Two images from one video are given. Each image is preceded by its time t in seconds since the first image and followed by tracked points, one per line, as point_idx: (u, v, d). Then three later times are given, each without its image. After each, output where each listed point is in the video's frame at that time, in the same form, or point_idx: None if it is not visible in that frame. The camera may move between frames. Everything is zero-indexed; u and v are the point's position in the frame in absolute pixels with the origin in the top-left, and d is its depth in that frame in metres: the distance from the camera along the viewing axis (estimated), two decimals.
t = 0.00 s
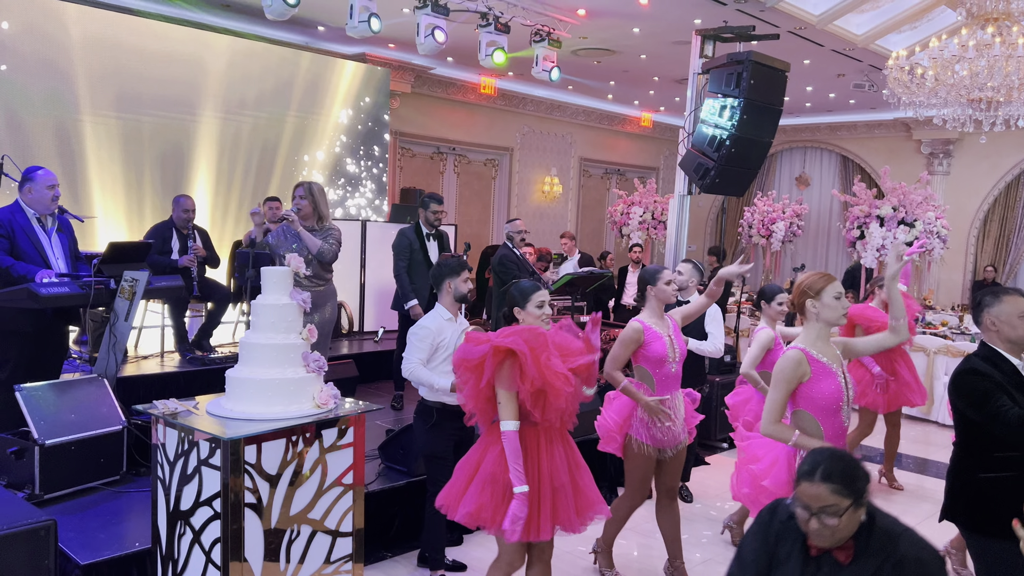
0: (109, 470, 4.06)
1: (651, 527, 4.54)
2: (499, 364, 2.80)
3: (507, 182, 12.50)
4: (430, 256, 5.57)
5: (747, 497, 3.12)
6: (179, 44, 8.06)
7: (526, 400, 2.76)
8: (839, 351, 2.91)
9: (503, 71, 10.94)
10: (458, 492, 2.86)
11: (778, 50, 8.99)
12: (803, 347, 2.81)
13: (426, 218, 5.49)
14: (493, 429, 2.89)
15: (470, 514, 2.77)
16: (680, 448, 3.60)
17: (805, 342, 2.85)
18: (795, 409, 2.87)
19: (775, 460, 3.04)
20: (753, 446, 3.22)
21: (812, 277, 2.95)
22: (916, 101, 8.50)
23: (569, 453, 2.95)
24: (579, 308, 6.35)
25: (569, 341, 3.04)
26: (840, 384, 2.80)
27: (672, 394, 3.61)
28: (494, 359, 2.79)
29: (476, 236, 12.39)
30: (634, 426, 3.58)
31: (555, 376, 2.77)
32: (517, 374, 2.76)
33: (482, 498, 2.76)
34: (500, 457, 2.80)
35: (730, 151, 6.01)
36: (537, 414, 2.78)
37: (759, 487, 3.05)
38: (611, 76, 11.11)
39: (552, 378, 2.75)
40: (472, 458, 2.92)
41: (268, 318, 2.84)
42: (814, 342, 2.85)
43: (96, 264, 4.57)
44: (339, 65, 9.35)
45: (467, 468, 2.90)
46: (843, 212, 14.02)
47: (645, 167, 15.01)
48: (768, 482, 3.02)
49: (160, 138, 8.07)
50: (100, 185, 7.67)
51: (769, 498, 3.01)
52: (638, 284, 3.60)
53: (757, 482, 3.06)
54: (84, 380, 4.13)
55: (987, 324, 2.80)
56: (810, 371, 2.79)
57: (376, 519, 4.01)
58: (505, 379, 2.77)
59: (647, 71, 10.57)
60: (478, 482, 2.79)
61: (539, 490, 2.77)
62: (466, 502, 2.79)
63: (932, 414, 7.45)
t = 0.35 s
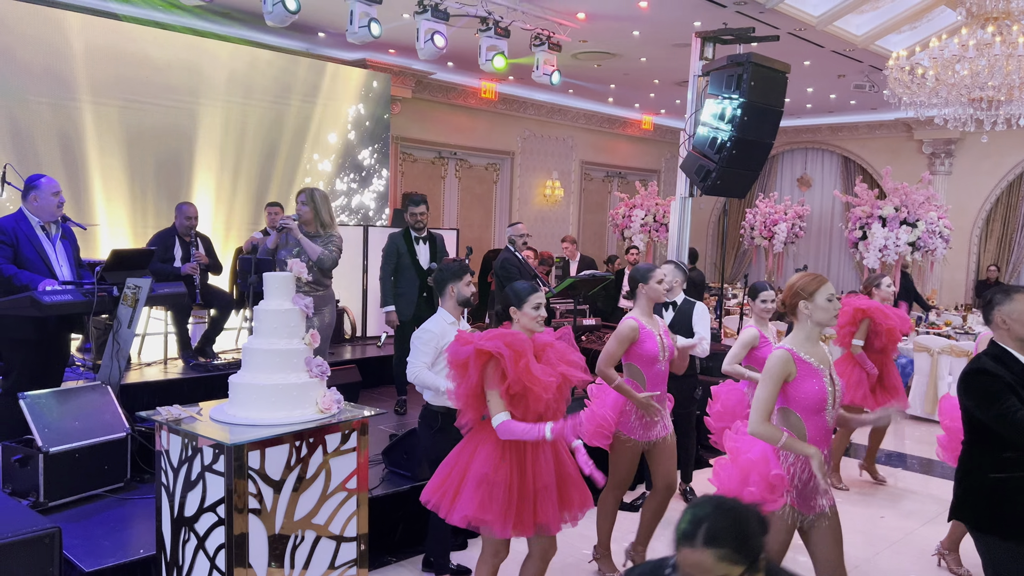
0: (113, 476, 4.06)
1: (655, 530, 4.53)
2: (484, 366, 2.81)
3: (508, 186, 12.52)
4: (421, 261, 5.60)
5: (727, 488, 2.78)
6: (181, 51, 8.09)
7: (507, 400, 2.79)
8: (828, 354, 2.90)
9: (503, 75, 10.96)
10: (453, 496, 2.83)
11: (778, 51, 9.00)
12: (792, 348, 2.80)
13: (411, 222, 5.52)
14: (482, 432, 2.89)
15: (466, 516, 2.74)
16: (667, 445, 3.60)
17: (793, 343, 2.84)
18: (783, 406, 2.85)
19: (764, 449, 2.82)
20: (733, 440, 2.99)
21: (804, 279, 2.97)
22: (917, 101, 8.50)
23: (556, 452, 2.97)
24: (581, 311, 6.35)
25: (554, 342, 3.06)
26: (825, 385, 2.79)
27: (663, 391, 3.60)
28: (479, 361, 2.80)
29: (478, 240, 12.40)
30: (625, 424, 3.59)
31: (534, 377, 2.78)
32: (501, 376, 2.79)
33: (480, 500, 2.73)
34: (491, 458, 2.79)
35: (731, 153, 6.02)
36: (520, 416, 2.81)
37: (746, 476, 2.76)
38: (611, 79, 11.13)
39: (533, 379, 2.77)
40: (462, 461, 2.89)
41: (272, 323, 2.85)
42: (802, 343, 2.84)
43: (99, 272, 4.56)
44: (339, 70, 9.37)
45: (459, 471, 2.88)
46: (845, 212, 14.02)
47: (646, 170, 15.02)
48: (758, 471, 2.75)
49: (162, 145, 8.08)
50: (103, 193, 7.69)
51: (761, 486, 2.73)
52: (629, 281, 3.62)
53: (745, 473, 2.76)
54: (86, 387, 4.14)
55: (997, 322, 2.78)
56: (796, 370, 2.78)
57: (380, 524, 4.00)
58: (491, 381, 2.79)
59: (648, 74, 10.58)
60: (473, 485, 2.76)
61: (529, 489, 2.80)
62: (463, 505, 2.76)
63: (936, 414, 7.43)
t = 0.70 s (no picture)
0: (122, 487, 4.07)
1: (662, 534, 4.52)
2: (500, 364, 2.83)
3: (512, 193, 12.54)
4: (416, 267, 5.60)
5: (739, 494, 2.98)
6: (185, 64, 8.14)
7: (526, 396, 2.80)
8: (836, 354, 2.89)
9: (505, 83, 11.00)
10: (468, 495, 2.86)
11: (779, 55, 9.00)
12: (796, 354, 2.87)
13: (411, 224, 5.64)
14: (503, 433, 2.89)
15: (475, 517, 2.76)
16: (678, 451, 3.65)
17: (797, 348, 2.90)
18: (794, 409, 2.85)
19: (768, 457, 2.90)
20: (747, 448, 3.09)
21: (806, 282, 2.95)
22: (919, 102, 8.49)
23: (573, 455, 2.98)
24: (586, 317, 6.36)
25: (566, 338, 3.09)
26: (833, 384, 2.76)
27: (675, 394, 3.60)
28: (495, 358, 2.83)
29: (482, 248, 12.41)
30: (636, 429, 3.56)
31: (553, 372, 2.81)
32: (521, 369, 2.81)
33: (486, 499, 2.75)
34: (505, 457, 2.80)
35: (734, 156, 6.03)
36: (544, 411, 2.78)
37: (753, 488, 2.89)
38: (613, 86, 11.15)
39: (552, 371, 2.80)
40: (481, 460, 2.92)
41: (277, 331, 2.85)
42: (806, 345, 2.89)
43: (106, 284, 4.60)
44: (342, 81, 9.41)
45: (476, 470, 2.91)
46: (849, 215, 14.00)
47: (649, 175, 15.03)
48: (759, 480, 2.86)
49: (167, 158, 8.12)
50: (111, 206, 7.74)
51: (760, 495, 2.85)
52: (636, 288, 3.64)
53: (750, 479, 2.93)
54: (94, 399, 4.15)
55: None
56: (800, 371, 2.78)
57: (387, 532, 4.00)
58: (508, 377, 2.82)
59: (650, 79, 10.60)
60: (484, 483, 2.79)
61: (542, 491, 2.79)
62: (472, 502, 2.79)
63: (944, 415, 7.40)
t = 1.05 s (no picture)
0: (132, 502, 4.07)
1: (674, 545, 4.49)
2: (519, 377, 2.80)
3: (519, 205, 12.57)
4: (427, 276, 5.73)
5: (784, 523, 2.77)
6: (195, 82, 8.22)
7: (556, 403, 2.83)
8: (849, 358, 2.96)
9: (511, 96, 11.05)
10: (518, 520, 2.78)
11: (783, 63, 9.03)
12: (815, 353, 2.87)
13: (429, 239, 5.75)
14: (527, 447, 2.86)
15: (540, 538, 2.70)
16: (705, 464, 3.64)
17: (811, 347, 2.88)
18: (823, 418, 2.84)
19: (815, 477, 2.76)
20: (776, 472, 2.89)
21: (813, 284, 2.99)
22: (925, 108, 8.47)
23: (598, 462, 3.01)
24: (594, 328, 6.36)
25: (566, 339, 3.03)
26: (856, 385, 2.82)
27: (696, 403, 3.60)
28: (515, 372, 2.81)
29: (490, 260, 12.44)
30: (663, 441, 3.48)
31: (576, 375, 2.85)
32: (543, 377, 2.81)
33: (546, 517, 2.71)
34: (549, 469, 2.78)
35: (740, 165, 6.05)
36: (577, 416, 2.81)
37: (804, 511, 2.72)
38: (618, 97, 11.19)
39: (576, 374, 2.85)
40: (514, 482, 2.84)
41: (285, 342, 2.86)
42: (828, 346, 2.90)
43: (116, 300, 4.74)
44: (348, 96, 9.48)
45: (512, 491, 2.83)
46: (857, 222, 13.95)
47: (656, 186, 15.04)
48: (813, 500, 2.71)
49: (177, 175, 8.18)
50: (121, 223, 7.80)
51: (819, 516, 2.68)
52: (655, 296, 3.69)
53: (799, 503, 2.74)
54: (105, 413, 4.18)
55: None
56: (827, 374, 2.82)
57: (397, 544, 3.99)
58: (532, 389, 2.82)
59: (655, 90, 10.63)
60: (536, 502, 2.73)
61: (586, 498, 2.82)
62: (533, 526, 2.71)
63: (957, 422, 7.34)
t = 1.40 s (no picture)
0: (145, 517, 4.09)
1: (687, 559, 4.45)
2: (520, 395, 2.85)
3: (529, 220, 12.61)
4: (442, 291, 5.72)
5: (783, 521, 2.75)
6: (207, 100, 8.32)
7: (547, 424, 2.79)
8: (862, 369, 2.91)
9: (520, 111, 11.12)
10: (503, 518, 2.84)
11: (791, 76, 9.05)
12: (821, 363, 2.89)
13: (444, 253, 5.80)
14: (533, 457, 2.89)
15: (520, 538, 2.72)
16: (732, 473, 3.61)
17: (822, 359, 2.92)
18: (826, 425, 2.84)
19: (815, 476, 2.76)
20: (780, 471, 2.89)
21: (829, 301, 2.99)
22: (934, 119, 8.43)
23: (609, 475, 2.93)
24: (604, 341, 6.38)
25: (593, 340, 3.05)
26: (863, 395, 2.78)
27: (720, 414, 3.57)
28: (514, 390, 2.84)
29: (500, 274, 12.45)
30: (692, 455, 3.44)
31: (568, 399, 2.78)
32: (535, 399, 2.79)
33: (526, 519, 2.73)
34: (538, 479, 2.79)
35: (749, 177, 6.07)
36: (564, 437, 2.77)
37: (801, 509, 2.71)
38: (627, 111, 11.23)
39: (568, 399, 2.77)
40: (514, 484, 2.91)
41: (296, 357, 2.89)
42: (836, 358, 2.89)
43: (129, 315, 4.75)
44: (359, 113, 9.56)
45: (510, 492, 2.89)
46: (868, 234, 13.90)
47: (665, 200, 15.05)
48: (809, 498, 2.70)
49: (189, 191, 8.26)
50: (135, 240, 7.87)
51: (815, 513, 2.67)
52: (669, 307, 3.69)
53: (797, 500, 2.72)
54: (119, 429, 4.19)
55: None
56: (830, 386, 2.83)
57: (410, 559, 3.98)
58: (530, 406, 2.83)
59: (663, 104, 10.66)
60: (520, 502, 2.78)
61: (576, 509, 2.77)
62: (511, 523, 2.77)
63: (973, 435, 7.26)
